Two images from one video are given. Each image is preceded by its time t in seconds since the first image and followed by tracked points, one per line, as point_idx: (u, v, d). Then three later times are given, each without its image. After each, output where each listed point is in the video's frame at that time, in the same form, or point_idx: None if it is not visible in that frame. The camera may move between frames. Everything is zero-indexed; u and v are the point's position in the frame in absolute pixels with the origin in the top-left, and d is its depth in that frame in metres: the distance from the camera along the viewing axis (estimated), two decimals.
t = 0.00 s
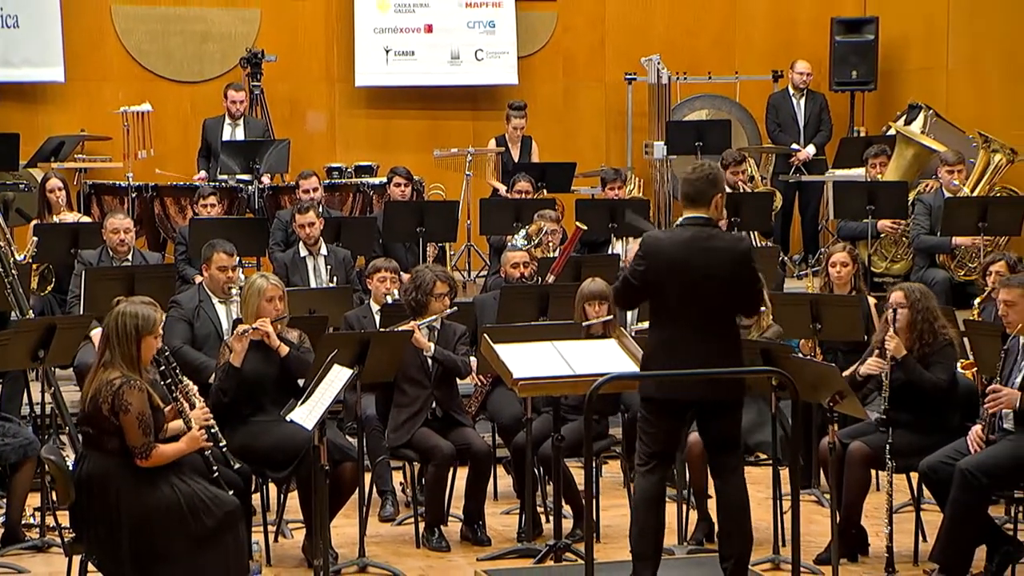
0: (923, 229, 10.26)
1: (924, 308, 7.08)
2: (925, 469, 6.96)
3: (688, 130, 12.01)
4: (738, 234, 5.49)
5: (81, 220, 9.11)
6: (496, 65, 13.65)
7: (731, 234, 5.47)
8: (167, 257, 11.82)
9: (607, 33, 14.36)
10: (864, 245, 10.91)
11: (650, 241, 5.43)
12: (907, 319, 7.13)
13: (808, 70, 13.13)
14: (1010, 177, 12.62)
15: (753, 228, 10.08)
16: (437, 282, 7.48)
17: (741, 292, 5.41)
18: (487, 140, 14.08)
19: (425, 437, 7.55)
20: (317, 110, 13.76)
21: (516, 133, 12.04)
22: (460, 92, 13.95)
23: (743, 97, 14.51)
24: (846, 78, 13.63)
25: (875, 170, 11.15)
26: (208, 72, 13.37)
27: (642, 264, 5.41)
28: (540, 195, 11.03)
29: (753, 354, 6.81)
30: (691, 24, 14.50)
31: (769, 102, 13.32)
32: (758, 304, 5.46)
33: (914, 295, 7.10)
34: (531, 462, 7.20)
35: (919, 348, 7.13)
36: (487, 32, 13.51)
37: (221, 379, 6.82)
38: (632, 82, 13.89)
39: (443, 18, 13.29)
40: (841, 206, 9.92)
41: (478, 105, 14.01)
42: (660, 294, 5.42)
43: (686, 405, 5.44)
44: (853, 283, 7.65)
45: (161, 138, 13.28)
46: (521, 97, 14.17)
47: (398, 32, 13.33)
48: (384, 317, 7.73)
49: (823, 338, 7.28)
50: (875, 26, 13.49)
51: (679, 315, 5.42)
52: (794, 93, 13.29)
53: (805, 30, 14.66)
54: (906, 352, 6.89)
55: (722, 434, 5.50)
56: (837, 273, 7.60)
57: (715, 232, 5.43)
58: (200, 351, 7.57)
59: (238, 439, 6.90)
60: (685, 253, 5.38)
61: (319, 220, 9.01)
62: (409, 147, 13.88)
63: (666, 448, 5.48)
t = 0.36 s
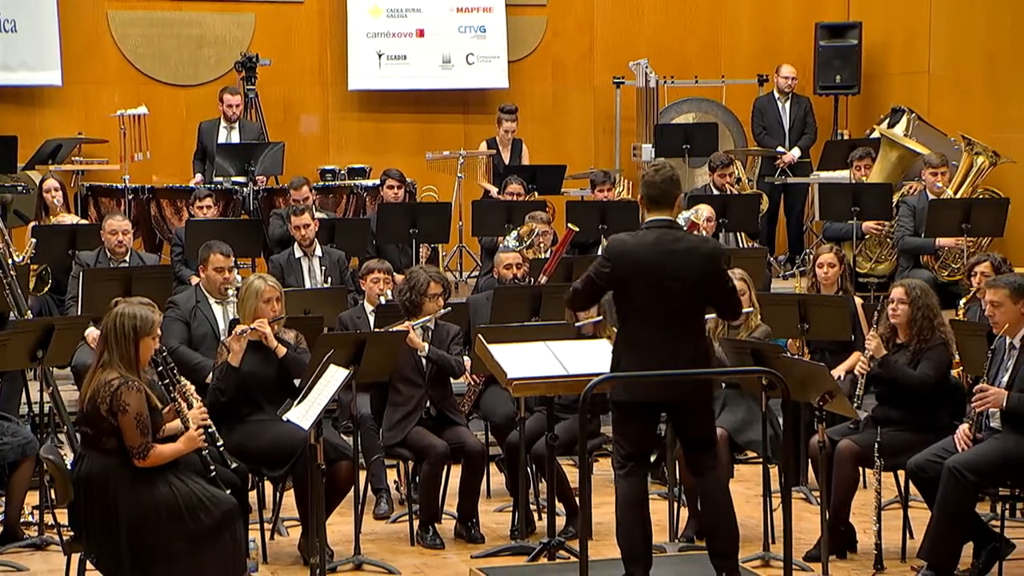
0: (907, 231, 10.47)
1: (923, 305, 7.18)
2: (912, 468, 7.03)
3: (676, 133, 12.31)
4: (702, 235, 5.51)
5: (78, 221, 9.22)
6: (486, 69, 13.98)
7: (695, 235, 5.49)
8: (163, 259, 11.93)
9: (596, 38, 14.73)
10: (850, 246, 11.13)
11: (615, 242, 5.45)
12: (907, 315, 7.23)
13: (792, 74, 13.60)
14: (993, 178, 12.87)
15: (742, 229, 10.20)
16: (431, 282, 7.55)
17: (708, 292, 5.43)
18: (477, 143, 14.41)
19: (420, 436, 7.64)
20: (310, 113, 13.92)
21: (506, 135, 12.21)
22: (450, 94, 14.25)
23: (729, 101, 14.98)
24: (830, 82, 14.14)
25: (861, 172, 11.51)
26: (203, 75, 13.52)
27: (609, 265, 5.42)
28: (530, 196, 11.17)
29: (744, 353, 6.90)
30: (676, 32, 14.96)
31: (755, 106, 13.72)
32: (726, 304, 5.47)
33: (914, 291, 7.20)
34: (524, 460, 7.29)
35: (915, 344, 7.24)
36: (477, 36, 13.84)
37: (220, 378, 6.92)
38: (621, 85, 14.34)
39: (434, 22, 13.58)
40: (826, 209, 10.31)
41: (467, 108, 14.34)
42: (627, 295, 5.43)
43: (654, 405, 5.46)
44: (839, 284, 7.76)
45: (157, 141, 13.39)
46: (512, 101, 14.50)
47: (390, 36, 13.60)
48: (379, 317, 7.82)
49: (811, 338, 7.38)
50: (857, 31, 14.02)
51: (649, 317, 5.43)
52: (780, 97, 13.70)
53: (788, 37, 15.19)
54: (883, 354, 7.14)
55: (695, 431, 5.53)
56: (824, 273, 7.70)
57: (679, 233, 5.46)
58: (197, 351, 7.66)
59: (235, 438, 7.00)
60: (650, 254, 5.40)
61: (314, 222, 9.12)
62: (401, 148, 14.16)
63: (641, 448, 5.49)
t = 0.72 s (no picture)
0: (894, 231, 10.55)
1: (920, 303, 7.24)
2: (904, 466, 7.11)
3: (666, 135, 12.35)
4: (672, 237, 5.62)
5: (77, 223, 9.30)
6: (478, 72, 14.13)
7: (665, 236, 5.60)
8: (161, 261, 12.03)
9: (587, 42, 14.85)
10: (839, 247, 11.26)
11: (589, 247, 5.52)
12: (904, 313, 7.29)
13: (780, 78, 13.74)
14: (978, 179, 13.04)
15: (732, 229, 10.29)
16: (427, 283, 7.66)
17: (678, 295, 5.54)
18: (470, 145, 14.52)
19: (417, 435, 7.73)
20: (306, 115, 14.03)
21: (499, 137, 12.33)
22: (444, 98, 14.40)
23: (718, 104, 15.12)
24: (817, 85, 14.27)
25: (848, 174, 11.73)
26: (201, 78, 13.62)
27: (584, 270, 5.49)
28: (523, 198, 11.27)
29: (737, 353, 6.97)
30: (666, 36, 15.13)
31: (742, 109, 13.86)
32: (700, 303, 5.61)
33: (911, 290, 7.26)
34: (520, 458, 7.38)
35: (915, 342, 7.30)
36: (470, 40, 14.00)
37: (220, 378, 7.01)
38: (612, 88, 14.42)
39: (428, 26, 13.72)
40: (814, 211, 10.46)
41: (460, 112, 14.46)
42: (604, 299, 5.51)
43: (633, 407, 5.55)
44: (828, 284, 7.85)
45: (155, 144, 13.48)
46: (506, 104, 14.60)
47: (385, 39, 13.74)
48: (376, 317, 7.91)
49: (802, 337, 7.45)
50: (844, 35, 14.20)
51: (618, 321, 5.53)
52: (768, 100, 13.85)
53: (776, 41, 15.44)
54: (879, 354, 7.15)
55: (678, 430, 5.63)
56: (813, 274, 7.79)
57: (650, 235, 5.56)
58: (195, 351, 7.75)
59: (235, 437, 7.09)
60: (625, 257, 5.48)
61: (311, 223, 9.21)
62: (396, 150, 14.26)
63: (627, 448, 5.59)
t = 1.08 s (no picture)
0: (885, 232, 10.70)
1: (915, 304, 7.29)
2: (900, 464, 7.15)
3: (660, 137, 12.44)
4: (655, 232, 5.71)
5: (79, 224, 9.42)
6: (475, 75, 14.18)
7: (649, 233, 5.69)
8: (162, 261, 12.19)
9: (581, 46, 15.02)
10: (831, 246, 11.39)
11: (572, 248, 5.64)
12: (899, 312, 7.35)
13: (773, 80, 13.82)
14: (966, 181, 13.19)
15: (726, 229, 10.40)
16: (427, 282, 7.75)
17: (665, 289, 5.63)
18: (468, 146, 14.66)
19: (418, 433, 7.82)
20: (305, 118, 14.21)
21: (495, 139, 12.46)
22: (440, 100, 14.52)
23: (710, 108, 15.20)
24: (807, 87, 14.37)
25: (840, 174, 11.73)
26: (200, 81, 13.76)
27: (569, 272, 5.60)
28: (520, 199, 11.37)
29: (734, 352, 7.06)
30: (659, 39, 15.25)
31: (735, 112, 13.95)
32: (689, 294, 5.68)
33: (906, 290, 7.31)
34: (519, 456, 7.46)
35: (910, 340, 7.36)
36: (466, 44, 14.04)
37: (223, 378, 7.10)
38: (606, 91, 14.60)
39: (425, 30, 13.79)
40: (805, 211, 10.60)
41: (456, 115, 14.60)
42: (592, 299, 5.61)
43: (626, 407, 5.62)
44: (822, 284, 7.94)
45: (157, 146, 13.63)
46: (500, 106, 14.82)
47: (382, 43, 13.81)
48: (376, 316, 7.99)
49: (797, 336, 7.52)
50: (834, 39, 14.26)
51: (609, 321, 5.61)
52: (759, 102, 13.94)
53: (767, 44, 15.45)
54: (875, 354, 7.16)
55: (670, 428, 5.74)
56: (807, 273, 7.89)
57: (632, 232, 5.66)
58: (198, 351, 7.84)
59: (237, 436, 7.18)
60: (607, 256, 5.59)
61: (312, 224, 9.29)
62: (394, 153, 14.42)
63: (622, 448, 5.68)
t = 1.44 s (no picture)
0: (878, 231, 10.72)
1: (912, 304, 7.32)
2: (899, 462, 7.20)
3: (656, 139, 12.49)
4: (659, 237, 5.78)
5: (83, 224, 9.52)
6: (473, 78, 14.30)
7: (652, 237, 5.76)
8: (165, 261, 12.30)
9: (579, 49, 15.17)
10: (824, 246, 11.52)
11: (576, 249, 5.72)
12: (897, 313, 7.40)
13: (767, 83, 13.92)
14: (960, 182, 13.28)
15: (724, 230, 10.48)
16: (430, 282, 7.82)
17: (665, 293, 5.69)
18: (466, 147, 14.76)
19: (421, 432, 7.89)
20: (306, 120, 14.32)
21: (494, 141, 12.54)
22: (440, 102, 14.64)
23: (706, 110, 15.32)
24: (800, 90, 14.42)
25: (833, 176, 12.00)
26: (202, 84, 13.87)
27: (570, 272, 5.68)
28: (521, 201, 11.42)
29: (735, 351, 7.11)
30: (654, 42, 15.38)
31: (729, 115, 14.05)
32: (689, 299, 5.74)
33: (903, 291, 7.35)
34: (521, 454, 7.53)
35: (908, 341, 7.42)
36: (464, 46, 14.16)
37: (228, 376, 7.22)
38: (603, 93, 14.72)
39: (424, 33, 13.93)
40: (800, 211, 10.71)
41: (455, 117, 14.71)
42: (591, 300, 5.68)
43: (624, 408, 5.68)
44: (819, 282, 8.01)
45: (160, 147, 13.74)
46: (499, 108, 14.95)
47: (382, 46, 13.94)
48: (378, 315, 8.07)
49: (794, 335, 7.60)
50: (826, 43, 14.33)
51: (607, 321, 5.68)
52: (753, 105, 14.03)
53: (761, 46, 15.58)
54: (876, 351, 7.25)
55: (667, 428, 5.80)
56: (805, 272, 7.95)
57: (635, 236, 5.73)
58: (202, 349, 7.92)
59: (243, 435, 7.27)
60: (609, 258, 5.66)
61: (314, 224, 9.38)
62: (393, 156, 14.53)
63: (621, 448, 5.73)
